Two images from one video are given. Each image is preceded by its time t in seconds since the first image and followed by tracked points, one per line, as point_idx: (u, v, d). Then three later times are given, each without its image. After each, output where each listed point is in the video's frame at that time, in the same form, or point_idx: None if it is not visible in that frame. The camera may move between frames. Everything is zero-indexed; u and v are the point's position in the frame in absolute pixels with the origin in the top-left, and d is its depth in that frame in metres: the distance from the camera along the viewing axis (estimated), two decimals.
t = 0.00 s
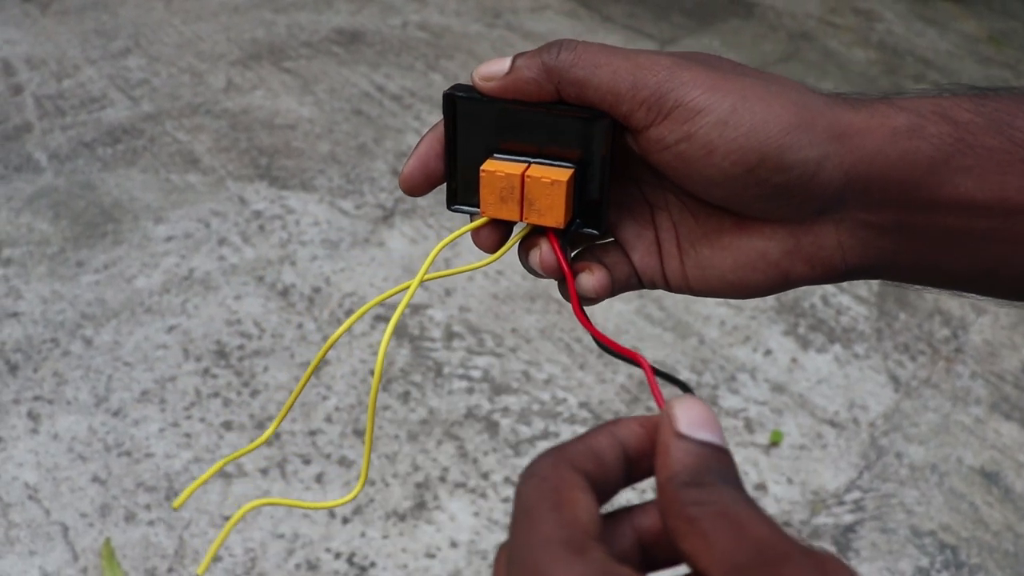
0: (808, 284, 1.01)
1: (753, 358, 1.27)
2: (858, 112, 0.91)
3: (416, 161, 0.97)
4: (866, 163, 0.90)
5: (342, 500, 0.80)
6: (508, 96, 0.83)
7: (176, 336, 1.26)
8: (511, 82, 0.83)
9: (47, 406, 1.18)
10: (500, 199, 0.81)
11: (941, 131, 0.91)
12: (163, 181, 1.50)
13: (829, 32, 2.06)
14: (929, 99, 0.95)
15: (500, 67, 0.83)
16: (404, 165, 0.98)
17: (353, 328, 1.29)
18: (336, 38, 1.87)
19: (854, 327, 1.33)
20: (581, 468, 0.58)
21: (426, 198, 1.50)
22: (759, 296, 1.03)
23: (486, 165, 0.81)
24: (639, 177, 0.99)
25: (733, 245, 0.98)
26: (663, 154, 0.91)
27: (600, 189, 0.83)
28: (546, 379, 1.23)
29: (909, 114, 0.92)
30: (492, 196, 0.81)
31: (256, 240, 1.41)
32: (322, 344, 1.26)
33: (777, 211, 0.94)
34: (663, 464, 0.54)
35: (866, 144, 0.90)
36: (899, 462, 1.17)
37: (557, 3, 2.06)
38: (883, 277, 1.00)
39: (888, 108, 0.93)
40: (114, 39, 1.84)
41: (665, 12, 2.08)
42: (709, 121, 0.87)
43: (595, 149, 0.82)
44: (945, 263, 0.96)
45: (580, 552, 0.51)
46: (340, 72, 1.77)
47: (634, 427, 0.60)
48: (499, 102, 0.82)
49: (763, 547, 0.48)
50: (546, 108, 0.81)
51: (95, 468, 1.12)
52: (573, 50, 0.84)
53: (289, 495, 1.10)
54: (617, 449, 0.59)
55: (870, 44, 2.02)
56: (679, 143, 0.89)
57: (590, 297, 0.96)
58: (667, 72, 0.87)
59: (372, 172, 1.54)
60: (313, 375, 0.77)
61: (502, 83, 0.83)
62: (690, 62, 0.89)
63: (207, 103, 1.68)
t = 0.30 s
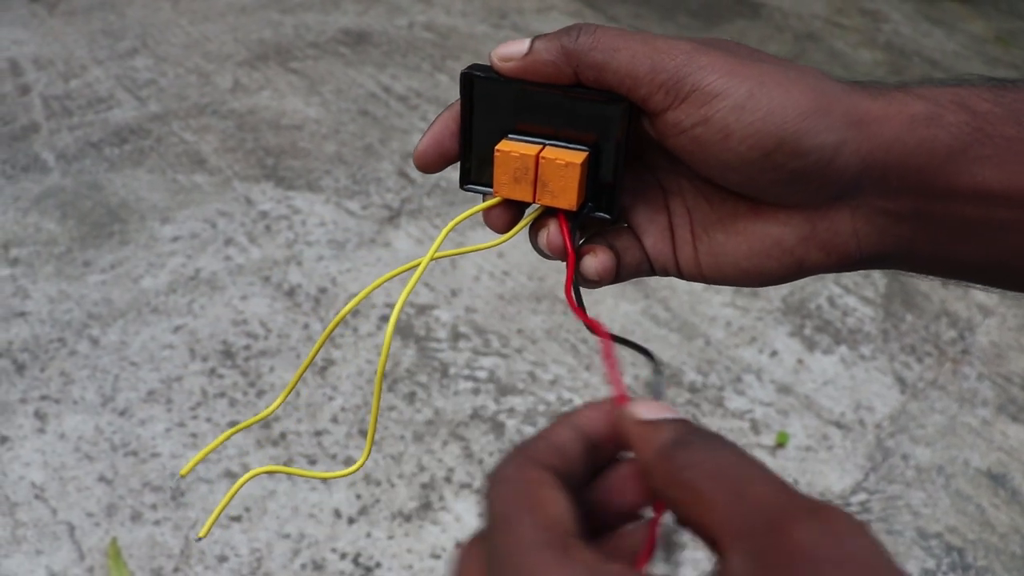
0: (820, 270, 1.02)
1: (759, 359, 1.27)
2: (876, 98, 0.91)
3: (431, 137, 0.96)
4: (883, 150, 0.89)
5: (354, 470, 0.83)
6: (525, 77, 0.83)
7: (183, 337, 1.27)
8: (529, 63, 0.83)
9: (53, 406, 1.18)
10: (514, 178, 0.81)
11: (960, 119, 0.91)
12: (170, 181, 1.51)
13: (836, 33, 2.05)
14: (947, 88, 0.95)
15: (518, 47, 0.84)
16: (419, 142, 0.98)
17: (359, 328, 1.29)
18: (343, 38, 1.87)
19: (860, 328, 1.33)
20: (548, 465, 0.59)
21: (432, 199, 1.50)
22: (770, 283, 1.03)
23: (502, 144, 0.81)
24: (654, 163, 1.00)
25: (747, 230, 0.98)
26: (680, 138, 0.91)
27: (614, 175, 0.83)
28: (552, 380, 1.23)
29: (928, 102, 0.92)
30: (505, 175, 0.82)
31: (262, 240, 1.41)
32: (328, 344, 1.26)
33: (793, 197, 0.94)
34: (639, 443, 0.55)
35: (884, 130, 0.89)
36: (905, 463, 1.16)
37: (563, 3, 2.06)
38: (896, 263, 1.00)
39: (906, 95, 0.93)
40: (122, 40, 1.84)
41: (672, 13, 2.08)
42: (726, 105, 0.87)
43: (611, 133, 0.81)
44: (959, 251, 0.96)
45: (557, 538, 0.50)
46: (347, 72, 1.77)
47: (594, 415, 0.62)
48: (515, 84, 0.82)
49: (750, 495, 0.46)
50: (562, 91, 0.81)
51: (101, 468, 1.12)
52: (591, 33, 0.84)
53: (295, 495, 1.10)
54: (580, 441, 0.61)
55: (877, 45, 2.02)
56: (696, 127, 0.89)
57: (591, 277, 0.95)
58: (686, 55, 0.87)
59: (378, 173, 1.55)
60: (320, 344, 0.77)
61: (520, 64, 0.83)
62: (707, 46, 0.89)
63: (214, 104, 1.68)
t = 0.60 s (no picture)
0: (836, 267, 1.02)
1: (760, 359, 1.27)
2: (896, 96, 0.91)
3: (452, 133, 0.97)
4: (903, 146, 0.89)
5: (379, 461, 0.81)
6: (548, 73, 0.83)
7: (183, 336, 1.27)
8: (552, 59, 0.83)
9: (54, 405, 1.18)
10: (535, 173, 0.81)
11: (978, 117, 0.92)
12: (170, 181, 1.51)
13: (837, 33, 2.05)
14: (967, 86, 0.96)
15: (541, 44, 0.84)
16: (441, 136, 0.98)
17: (361, 328, 1.29)
18: (344, 38, 1.87)
19: (861, 327, 1.33)
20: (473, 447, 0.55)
21: (433, 199, 1.50)
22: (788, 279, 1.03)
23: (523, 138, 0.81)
24: (672, 159, 1.00)
25: (766, 226, 0.99)
26: (701, 134, 0.91)
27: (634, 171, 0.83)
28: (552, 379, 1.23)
29: (946, 100, 0.93)
30: (526, 169, 0.82)
31: (263, 239, 1.42)
32: (329, 343, 1.26)
33: (813, 194, 0.94)
34: (552, 426, 0.53)
35: (903, 127, 0.89)
36: (906, 463, 1.16)
37: (565, 4, 2.06)
38: (914, 262, 1.00)
39: (925, 93, 0.93)
40: (123, 40, 1.84)
41: (673, 13, 2.08)
42: (748, 100, 0.88)
43: (631, 130, 0.81)
44: (976, 250, 0.96)
45: (466, 511, 0.47)
46: (348, 72, 1.77)
47: (518, 392, 0.59)
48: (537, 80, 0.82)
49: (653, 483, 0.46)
50: (584, 86, 0.81)
51: (102, 467, 1.12)
52: (616, 28, 0.85)
53: (295, 494, 1.10)
54: (507, 417, 0.58)
55: (878, 45, 2.02)
56: (717, 122, 0.89)
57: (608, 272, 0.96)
58: (709, 51, 0.87)
59: (379, 173, 1.55)
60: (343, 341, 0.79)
61: (544, 60, 0.83)
62: (729, 43, 0.89)
63: (215, 104, 1.68)
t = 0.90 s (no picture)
0: (834, 260, 1.01)
1: (760, 353, 1.27)
2: (891, 88, 0.90)
3: (451, 123, 0.96)
4: (895, 138, 0.88)
5: (372, 447, 0.82)
6: (546, 64, 0.85)
7: (183, 332, 1.27)
8: (549, 51, 0.84)
9: (54, 401, 1.18)
10: (533, 164, 0.81)
11: (974, 109, 0.89)
12: (170, 177, 1.51)
13: (837, 29, 2.05)
14: (965, 80, 0.93)
15: (540, 36, 0.85)
16: (440, 128, 0.98)
17: (360, 323, 1.29)
18: (344, 34, 1.87)
19: (861, 323, 1.33)
20: (665, 409, 0.52)
21: (432, 194, 1.50)
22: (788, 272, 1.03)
23: (521, 129, 0.81)
24: (670, 151, 1.00)
25: (761, 219, 0.99)
26: (696, 125, 0.91)
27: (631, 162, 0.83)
28: (552, 374, 1.23)
29: (941, 92, 0.91)
30: (524, 160, 0.82)
31: (263, 235, 1.42)
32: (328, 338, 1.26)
33: (807, 185, 0.94)
34: (741, 412, 0.51)
35: (894, 120, 0.88)
36: (905, 457, 1.16)
37: None
38: (915, 257, 0.98)
39: (921, 85, 0.92)
40: (123, 36, 1.84)
41: (673, 8, 2.08)
42: (742, 92, 0.88)
43: (628, 121, 0.82)
44: (975, 245, 0.93)
45: (662, 462, 0.46)
46: (348, 68, 1.77)
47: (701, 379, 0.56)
48: (535, 71, 0.82)
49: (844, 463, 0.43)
50: (581, 78, 0.81)
51: (102, 462, 1.12)
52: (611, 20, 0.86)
53: (295, 489, 1.10)
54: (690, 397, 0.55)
55: (878, 41, 2.02)
56: (713, 114, 0.90)
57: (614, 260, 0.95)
58: (704, 43, 0.88)
59: (378, 169, 1.55)
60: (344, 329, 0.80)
61: (540, 51, 0.85)
62: (725, 36, 0.90)
63: (215, 100, 1.68)
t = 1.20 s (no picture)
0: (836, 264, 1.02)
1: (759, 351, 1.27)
2: (891, 90, 0.91)
3: (446, 131, 0.96)
4: (896, 140, 0.89)
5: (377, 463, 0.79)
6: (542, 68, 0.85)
7: (182, 331, 1.27)
8: (546, 55, 0.84)
9: (54, 401, 1.18)
10: (531, 170, 0.81)
11: (974, 110, 0.90)
12: (169, 176, 1.51)
13: (837, 26, 2.05)
14: (964, 80, 0.95)
15: (536, 40, 0.85)
16: (436, 136, 0.98)
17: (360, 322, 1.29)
18: (342, 33, 1.87)
19: (861, 319, 1.33)
20: (711, 416, 0.54)
21: (431, 192, 1.50)
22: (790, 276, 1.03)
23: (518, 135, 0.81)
24: (668, 157, 1.00)
25: (761, 224, 0.98)
26: (696, 129, 0.91)
27: (630, 168, 0.83)
28: (552, 372, 1.23)
29: (941, 94, 0.92)
30: (522, 167, 0.81)
31: (262, 234, 1.41)
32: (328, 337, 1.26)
33: (808, 188, 0.94)
34: (794, 433, 0.52)
35: (897, 122, 0.89)
36: (905, 454, 1.16)
37: None
38: (915, 260, 1.00)
39: (921, 87, 0.92)
40: (121, 35, 1.84)
41: (672, 5, 2.08)
42: (742, 94, 0.87)
43: (627, 126, 0.81)
44: (977, 246, 0.94)
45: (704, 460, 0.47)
46: (346, 67, 1.77)
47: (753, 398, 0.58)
48: (531, 75, 0.82)
49: (880, 480, 0.44)
50: (577, 82, 0.81)
51: (102, 462, 1.12)
52: (609, 23, 0.85)
53: (295, 488, 1.10)
54: (738, 413, 0.57)
55: (878, 37, 2.01)
56: (712, 117, 0.89)
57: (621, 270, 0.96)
58: (703, 46, 0.87)
59: (378, 167, 1.54)
60: (344, 337, 0.79)
61: (536, 56, 0.85)
62: (723, 38, 0.89)
63: (213, 99, 1.68)
